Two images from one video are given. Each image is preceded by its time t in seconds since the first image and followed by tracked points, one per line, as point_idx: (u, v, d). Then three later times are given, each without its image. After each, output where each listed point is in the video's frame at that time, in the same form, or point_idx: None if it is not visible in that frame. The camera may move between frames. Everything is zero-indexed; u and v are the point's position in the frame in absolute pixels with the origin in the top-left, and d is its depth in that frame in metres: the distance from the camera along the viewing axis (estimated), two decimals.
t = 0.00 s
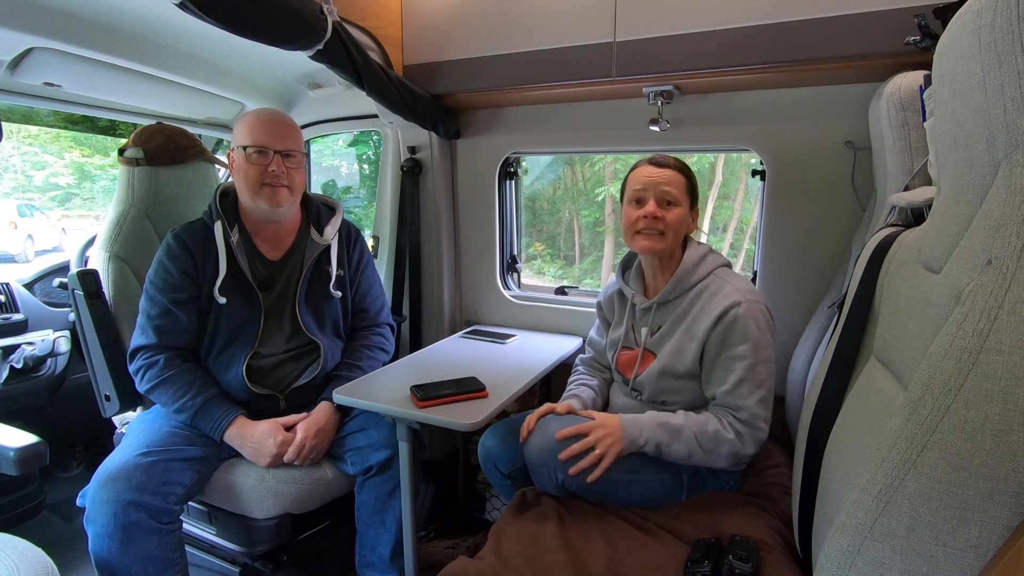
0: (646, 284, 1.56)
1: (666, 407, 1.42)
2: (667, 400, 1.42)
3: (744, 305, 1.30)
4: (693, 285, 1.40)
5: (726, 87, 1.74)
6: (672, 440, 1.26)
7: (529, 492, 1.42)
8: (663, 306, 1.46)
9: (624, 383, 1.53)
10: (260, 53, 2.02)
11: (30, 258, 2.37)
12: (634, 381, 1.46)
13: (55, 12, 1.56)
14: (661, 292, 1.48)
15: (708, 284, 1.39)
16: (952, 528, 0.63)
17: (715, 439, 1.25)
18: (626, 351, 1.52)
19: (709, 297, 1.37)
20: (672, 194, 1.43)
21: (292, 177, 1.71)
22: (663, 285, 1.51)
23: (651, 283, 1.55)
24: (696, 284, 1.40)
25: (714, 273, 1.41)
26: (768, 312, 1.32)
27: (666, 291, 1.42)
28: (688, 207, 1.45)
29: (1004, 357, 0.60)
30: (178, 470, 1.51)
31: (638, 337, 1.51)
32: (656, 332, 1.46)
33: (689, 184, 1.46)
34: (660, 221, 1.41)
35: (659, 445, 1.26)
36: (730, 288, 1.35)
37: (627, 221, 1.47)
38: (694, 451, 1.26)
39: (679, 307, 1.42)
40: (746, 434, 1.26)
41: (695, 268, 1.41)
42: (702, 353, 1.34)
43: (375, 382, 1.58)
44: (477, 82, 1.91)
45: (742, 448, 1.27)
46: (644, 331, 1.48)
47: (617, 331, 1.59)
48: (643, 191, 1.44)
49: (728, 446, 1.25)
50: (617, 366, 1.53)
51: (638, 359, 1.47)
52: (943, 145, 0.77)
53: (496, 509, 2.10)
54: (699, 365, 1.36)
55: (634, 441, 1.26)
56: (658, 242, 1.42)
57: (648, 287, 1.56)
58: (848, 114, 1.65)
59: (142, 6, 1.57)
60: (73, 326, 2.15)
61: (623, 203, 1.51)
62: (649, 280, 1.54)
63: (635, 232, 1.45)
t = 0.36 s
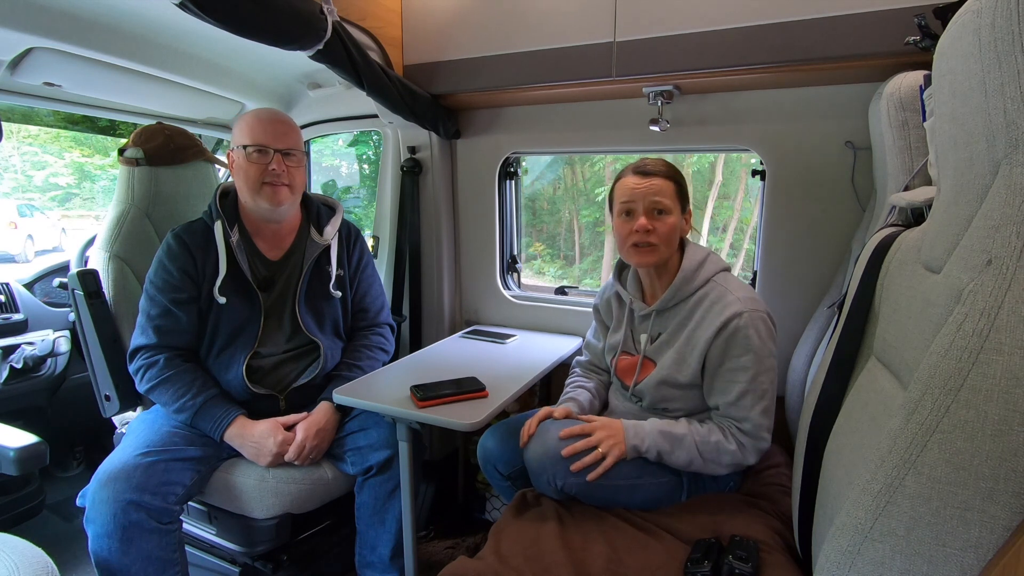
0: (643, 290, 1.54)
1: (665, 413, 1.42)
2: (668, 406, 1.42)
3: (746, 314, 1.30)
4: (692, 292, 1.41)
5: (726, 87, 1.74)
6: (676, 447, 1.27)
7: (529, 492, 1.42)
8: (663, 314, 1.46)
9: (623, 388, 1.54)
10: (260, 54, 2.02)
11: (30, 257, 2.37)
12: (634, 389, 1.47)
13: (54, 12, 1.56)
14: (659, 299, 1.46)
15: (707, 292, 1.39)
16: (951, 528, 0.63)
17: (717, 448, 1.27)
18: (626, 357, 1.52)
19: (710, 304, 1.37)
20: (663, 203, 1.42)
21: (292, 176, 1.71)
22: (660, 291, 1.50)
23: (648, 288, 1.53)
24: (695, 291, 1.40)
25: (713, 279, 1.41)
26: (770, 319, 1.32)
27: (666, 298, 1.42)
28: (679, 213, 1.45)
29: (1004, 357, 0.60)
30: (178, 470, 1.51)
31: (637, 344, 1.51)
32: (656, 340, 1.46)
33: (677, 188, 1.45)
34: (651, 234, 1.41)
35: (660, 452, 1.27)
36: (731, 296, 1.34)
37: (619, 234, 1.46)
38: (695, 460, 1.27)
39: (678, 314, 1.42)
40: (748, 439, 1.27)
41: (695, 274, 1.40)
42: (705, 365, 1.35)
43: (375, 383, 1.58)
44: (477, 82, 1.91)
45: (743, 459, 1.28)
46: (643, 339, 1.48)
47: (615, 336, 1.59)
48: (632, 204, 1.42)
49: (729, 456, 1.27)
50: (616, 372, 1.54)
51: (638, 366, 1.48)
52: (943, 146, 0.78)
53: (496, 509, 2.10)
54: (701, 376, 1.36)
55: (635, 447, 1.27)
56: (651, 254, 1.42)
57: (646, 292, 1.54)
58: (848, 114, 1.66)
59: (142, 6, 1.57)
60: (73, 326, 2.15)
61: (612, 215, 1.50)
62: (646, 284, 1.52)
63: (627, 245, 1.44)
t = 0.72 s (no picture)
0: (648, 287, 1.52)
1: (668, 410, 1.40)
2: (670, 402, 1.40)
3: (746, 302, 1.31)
4: (694, 287, 1.42)
5: (726, 87, 1.74)
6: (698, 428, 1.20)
7: (529, 492, 1.42)
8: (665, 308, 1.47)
9: (626, 385, 1.54)
10: (260, 53, 2.02)
11: (30, 257, 2.37)
12: (637, 384, 1.45)
13: (54, 12, 1.56)
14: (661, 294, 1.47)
15: (709, 284, 1.40)
16: (952, 528, 0.63)
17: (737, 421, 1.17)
18: (629, 353, 1.54)
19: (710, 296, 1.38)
20: (630, 218, 1.38)
21: (292, 176, 1.71)
22: (661, 288, 1.48)
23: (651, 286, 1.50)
24: (697, 285, 1.42)
25: (715, 272, 1.42)
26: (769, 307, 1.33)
27: (669, 293, 1.43)
28: (654, 218, 1.39)
29: (1005, 357, 0.60)
30: (178, 470, 1.50)
31: (640, 340, 1.53)
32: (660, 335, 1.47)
33: (649, 195, 1.39)
34: (623, 249, 1.40)
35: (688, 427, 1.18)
36: (731, 285, 1.36)
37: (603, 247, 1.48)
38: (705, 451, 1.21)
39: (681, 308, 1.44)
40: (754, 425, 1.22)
41: (696, 268, 1.42)
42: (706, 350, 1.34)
43: (375, 383, 1.58)
44: (477, 82, 1.91)
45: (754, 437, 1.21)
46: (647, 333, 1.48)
47: (620, 334, 1.60)
48: (603, 222, 1.43)
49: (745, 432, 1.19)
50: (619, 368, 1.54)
51: (641, 361, 1.47)
52: (943, 146, 0.77)
53: (496, 509, 2.10)
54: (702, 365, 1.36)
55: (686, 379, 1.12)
56: (630, 268, 1.42)
57: (649, 289, 1.52)
58: (848, 114, 1.65)
59: (142, 6, 1.57)
60: (73, 326, 2.15)
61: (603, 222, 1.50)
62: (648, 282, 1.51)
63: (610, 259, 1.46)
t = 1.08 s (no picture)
0: (642, 288, 1.52)
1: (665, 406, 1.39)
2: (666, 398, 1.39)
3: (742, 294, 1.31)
4: (689, 282, 1.41)
5: (726, 87, 1.74)
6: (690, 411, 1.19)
7: (529, 492, 1.42)
8: (662, 305, 1.47)
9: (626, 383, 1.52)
10: (259, 53, 2.02)
11: (30, 257, 2.37)
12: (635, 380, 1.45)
13: (54, 12, 1.56)
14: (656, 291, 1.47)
15: (704, 279, 1.40)
16: (952, 529, 0.63)
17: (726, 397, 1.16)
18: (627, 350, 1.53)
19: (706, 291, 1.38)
20: (636, 222, 1.37)
21: (292, 176, 1.71)
22: (657, 288, 1.47)
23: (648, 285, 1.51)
24: (692, 281, 1.41)
25: (711, 267, 1.42)
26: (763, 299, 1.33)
27: (664, 291, 1.44)
28: (657, 222, 1.39)
29: (1004, 357, 0.60)
30: (178, 470, 1.51)
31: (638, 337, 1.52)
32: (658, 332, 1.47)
33: (650, 199, 1.39)
34: (630, 254, 1.39)
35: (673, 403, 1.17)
36: (726, 279, 1.37)
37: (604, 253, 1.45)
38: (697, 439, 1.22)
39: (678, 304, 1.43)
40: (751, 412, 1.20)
41: (693, 263, 1.41)
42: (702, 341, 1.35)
43: (375, 383, 1.58)
44: (477, 83, 1.91)
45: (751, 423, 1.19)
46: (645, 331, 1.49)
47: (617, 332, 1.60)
48: (604, 229, 1.40)
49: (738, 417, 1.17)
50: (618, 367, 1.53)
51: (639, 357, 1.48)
52: (943, 145, 0.77)
53: (496, 509, 2.10)
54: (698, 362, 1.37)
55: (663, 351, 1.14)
56: (638, 272, 1.41)
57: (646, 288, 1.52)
58: (848, 114, 1.65)
59: (142, 6, 1.57)
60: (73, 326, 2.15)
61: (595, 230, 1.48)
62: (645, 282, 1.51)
63: (613, 265, 1.44)
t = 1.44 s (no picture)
0: (640, 288, 1.53)
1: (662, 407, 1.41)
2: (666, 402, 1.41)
3: (737, 296, 1.31)
4: (686, 285, 1.41)
5: (726, 87, 1.74)
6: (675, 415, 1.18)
7: (529, 492, 1.42)
8: (658, 308, 1.47)
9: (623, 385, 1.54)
10: (259, 53, 2.02)
11: (30, 257, 2.37)
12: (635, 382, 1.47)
13: (53, 12, 1.56)
14: (654, 294, 1.47)
15: (700, 283, 1.39)
16: (952, 528, 0.63)
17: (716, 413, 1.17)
18: (626, 353, 1.54)
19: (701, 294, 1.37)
20: (643, 213, 1.40)
21: (293, 176, 1.71)
22: (655, 288, 1.49)
23: (647, 288, 1.52)
24: (689, 283, 1.41)
25: (707, 270, 1.41)
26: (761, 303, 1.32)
27: (660, 294, 1.44)
28: (662, 216, 1.43)
29: (1004, 357, 0.60)
30: (178, 470, 1.51)
31: (636, 340, 1.53)
32: (654, 335, 1.47)
33: (657, 193, 1.43)
34: (635, 245, 1.40)
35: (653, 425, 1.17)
36: (720, 283, 1.36)
37: (607, 247, 1.47)
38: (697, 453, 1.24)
39: (674, 307, 1.43)
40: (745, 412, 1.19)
41: (689, 266, 1.41)
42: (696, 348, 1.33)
43: (375, 383, 1.58)
44: (477, 82, 1.91)
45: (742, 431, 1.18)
46: (641, 334, 1.49)
47: (615, 336, 1.60)
48: (612, 218, 1.43)
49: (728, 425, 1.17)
50: (616, 369, 1.55)
51: (637, 360, 1.49)
52: (943, 146, 0.77)
53: (496, 509, 2.10)
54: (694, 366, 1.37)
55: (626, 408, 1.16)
56: (639, 264, 1.42)
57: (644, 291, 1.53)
58: (848, 114, 1.65)
59: (142, 6, 1.57)
60: (73, 326, 2.15)
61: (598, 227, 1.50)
62: (643, 284, 1.52)
63: (615, 257, 1.45)
